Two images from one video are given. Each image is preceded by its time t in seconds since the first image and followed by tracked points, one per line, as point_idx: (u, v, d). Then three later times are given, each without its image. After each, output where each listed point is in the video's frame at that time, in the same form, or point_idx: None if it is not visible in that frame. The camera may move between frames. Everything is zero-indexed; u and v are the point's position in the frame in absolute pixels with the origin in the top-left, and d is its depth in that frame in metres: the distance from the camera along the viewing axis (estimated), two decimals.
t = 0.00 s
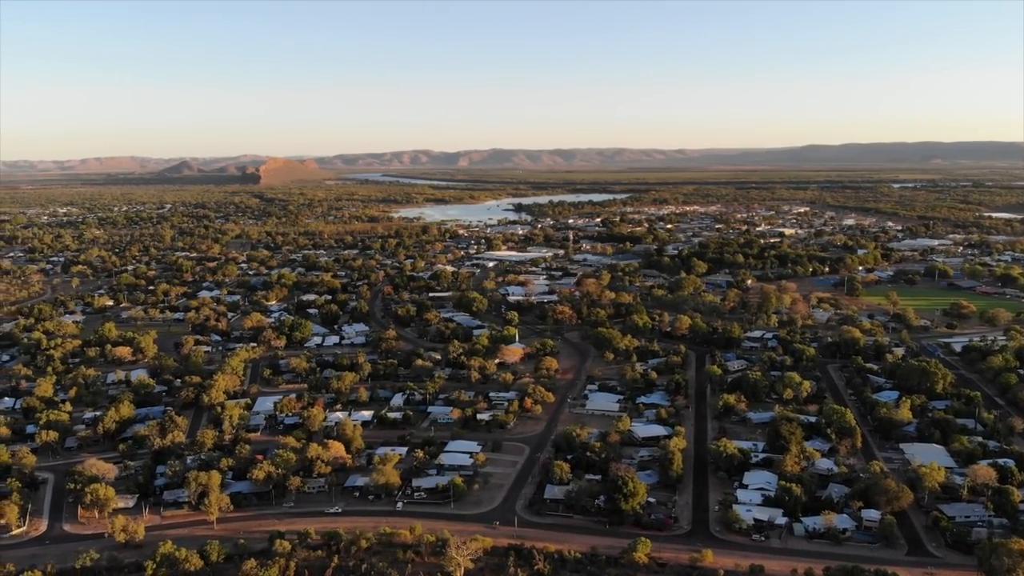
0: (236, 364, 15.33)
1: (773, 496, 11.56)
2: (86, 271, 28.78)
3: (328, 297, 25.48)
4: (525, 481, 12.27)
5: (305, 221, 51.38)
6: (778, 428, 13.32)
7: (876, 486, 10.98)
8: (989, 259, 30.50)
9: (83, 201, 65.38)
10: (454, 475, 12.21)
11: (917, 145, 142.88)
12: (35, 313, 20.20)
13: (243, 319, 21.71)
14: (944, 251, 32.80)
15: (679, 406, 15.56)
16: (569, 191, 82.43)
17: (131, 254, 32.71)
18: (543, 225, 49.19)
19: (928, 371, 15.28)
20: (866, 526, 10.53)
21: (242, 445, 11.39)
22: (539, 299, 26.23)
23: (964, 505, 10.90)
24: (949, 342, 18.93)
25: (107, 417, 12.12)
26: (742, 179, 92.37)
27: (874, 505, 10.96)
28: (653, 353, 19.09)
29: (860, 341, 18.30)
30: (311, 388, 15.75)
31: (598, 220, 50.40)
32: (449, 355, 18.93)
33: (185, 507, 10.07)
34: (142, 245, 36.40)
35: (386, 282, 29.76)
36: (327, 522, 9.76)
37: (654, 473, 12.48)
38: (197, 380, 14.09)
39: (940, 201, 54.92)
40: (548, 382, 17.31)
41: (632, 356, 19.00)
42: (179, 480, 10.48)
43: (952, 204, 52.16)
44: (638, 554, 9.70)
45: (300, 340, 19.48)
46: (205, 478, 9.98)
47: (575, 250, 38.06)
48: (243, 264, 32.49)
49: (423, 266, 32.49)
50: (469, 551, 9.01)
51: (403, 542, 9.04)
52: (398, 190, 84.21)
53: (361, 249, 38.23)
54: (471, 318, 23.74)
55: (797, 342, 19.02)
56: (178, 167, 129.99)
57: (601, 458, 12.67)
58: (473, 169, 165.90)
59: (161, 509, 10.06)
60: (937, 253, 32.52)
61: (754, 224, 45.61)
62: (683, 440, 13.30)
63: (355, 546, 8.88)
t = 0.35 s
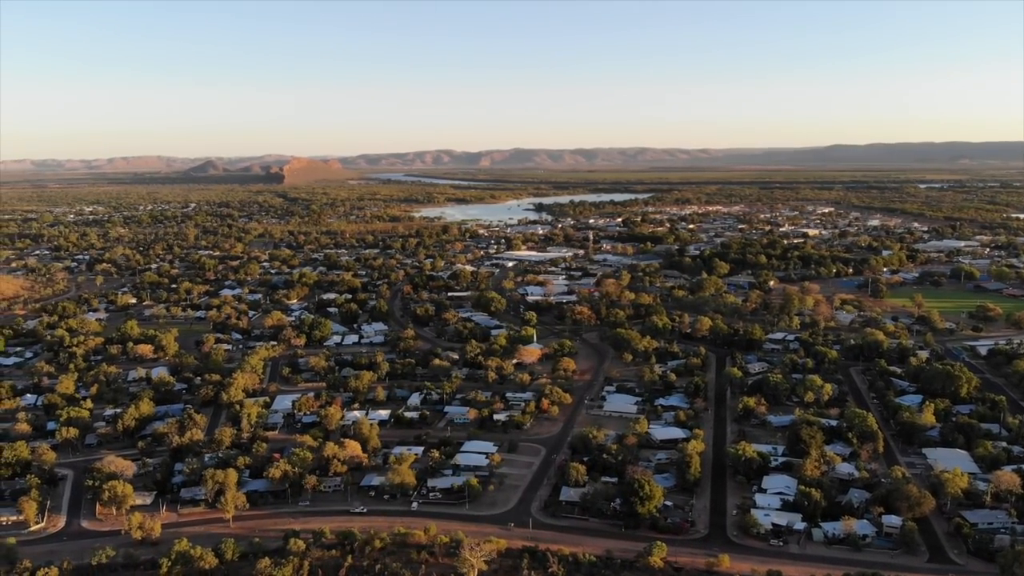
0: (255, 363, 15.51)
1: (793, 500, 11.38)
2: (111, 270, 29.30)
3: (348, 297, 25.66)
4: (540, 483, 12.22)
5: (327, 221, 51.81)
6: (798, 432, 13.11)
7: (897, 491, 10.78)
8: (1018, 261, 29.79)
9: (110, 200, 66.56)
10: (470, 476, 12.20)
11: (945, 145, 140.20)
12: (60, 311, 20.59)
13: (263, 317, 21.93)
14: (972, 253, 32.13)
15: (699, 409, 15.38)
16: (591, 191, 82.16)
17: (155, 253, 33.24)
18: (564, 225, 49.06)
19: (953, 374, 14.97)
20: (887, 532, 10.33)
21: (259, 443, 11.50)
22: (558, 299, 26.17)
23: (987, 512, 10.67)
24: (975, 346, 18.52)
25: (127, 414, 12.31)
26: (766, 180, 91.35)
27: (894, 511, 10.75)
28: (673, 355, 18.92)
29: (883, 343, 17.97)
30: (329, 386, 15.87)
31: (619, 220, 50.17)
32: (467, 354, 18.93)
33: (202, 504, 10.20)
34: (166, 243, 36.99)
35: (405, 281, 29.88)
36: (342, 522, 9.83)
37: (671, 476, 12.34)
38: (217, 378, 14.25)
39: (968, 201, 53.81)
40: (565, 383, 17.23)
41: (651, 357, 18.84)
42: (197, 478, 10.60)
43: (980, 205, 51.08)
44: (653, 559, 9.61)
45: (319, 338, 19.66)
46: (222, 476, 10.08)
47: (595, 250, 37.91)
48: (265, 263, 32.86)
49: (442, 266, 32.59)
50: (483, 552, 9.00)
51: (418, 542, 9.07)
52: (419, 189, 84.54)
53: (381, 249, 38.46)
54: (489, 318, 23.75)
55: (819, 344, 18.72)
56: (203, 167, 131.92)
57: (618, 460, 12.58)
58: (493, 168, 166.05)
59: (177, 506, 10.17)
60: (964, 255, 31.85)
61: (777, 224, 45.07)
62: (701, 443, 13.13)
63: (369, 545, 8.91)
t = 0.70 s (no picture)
0: (276, 362, 15.69)
1: (814, 506, 11.19)
2: (137, 268, 29.83)
3: (370, 296, 25.85)
4: (557, 485, 12.16)
5: (351, 220, 52.25)
6: (821, 436, 12.88)
7: (921, 498, 10.55)
8: None
9: (139, 199, 67.90)
10: (486, 477, 12.20)
11: (978, 145, 137.09)
12: (87, 309, 21.03)
13: (286, 316, 22.18)
14: (1004, 254, 31.33)
15: (719, 412, 15.19)
16: (614, 191, 81.75)
17: (181, 252, 33.82)
18: (587, 225, 48.86)
19: (981, 378, 14.60)
20: (911, 539, 10.12)
21: (278, 442, 11.61)
22: (579, 299, 26.08)
23: (1014, 520, 10.42)
24: (1005, 349, 18.06)
25: (149, 412, 12.51)
26: (792, 180, 90.14)
27: (918, 518, 10.53)
28: (695, 357, 18.73)
29: (910, 347, 17.60)
30: (349, 385, 15.98)
31: (643, 220, 49.86)
32: (486, 354, 18.94)
33: (220, 502, 10.33)
34: (192, 242, 37.60)
35: (427, 280, 30.01)
36: (359, 521, 9.90)
37: (690, 480, 12.20)
38: (238, 377, 14.44)
39: (1002, 202, 52.52)
40: (584, 384, 17.15)
41: (672, 359, 18.67)
42: (216, 476, 10.73)
43: (1015, 206, 49.83)
44: (670, 564, 9.51)
45: (341, 337, 19.83)
46: (241, 474, 10.19)
47: (617, 250, 37.72)
48: (289, 262, 33.25)
49: (464, 266, 32.66)
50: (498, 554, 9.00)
51: (433, 543, 9.09)
52: (442, 189, 84.84)
53: (404, 249, 38.67)
54: (510, 318, 23.74)
55: (844, 347, 18.41)
56: (229, 167, 133.87)
57: (636, 464, 12.47)
58: (515, 168, 166.02)
59: (197, 504, 10.32)
60: (996, 257, 31.09)
61: (803, 225, 44.42)
62: (721, 447, 12.96)
63: (384, 546, 8.96)
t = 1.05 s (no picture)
0: (296, 360, 15.85)
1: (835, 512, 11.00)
2: (162, 266, 30.31)
3: (391, 295, 25.97)
4: (574, 487, 12.11)
5: (373, 220, 52.60)
6: (843, 441, 12.64)
7: (945, 505, 10.34)
8: None
9: (165, 198, 69.05)
10: (503, 478, 12.18)
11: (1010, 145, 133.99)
12: (111, 307, 21.42)
13: (307, 314, 22.37)
14: None
15: (740, 415, 14.99)
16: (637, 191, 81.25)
17: (205, 250, 34.29)
18: (609, 225, 48.62)
19: (1009, 383, 14.24)
20: (933, 546, 9.93)
21: (296, 441, 11.71)
22: (599, 300, 25.96)
23: None
24: None
25: (169, 410, 12.70)
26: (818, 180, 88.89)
27: (941, 524, 10.32)
28: (716, 359, 18.52)
29: (936, 350, 17.22)
30: (368, 384, 16.07)
31: (665, 220, 49.50)
32: (505, 355, 18.91)
33: (238, 501, 10.45)
34: (217, 241, 38.12)
35: (447, 280, 30.08)
36: (375, 521, 9.96)
37: (708, 484, 12.06)
38: (258, 375, 14.61)
39: None
40: (603, 386, 17.05)
41: (693, 361, 18.46)
42: (234, 475, 10.87)
43: None
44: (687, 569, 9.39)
45: (361, 336, 19.96)
46: (258, 473, 10.30)
47: (639, 250, 37.48)
48: (311, 261, 33.58)
49: (484, 266, 32.69)
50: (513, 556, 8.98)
51: (448, 544, 9.11)
52: (464, 189, 85.02)
53: (425, 249, 38.81)
54: (529, 318, 23.70)
55: (868, 350, 18.07)
56: (254, 167, 135.59)
57: (654, 467, 12.36)
58: (536, 168, 165.86)
59: (214, 502, 10.45)
60: None
61: (829, 226, 43.76)
62: (741, 451, 12.78)
63: (399, 546, 9.00)
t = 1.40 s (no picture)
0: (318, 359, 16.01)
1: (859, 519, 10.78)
2: (189, 265, 30.82)
3: (413, 294, 26.10)
4: (593, 490, 12.04)
5: (397, 220, 52.97)
6: (867, 446, 12.39)
7: (971, 512, 10.10)
8: None
9: (194, 198, 70.27)
10: (521, 480, 12.16)
11: None
12: (139, 305, 21.83)
13: (330, 313, 22.59)
14: None
15: (763, 419, 14.77)
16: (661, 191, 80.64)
17: (232, 249, 34.80)
18: (632, 225, 48.33)
19: None
20: (958, 554, 9.70)
21: (315, 440, 11.82)
22: (621, 301, 25.82)
23: None
24: None
25: (190, 408, 12.92)
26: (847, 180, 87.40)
27: (967, 532, 10.09)
28: (739, 361, 18.29)
29: (965, 354, 16.80)
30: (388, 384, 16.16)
31: (690, 220, 49.07)
32: (525, 355, 18.88)
33: (257, 499, 10.58)
34: (242, 240, 38.68)
35: (469, 280, 30.14)
36: (392, 521, 10.01)
37: (729, 488, 11.90)
38: (280, 374, 14.79)
39: None
40: (623, 387, 16.93)
41: (715, 364, 18.25)
42: (253, 473, 11.01)
43: None
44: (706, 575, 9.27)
45: (383, 336, 20.09)
46: (277, 471, 10.42)
47: (663, 251, 37.19)
48: (335, 260, 33.91)
49: (506, 266, 32.70)
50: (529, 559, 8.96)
51: (465, 546, 9.12)
52: (487, 189, 85.14)
53: (447, 249, 38.95)
54: (551, 319, 23.65)
55: (895, 353, 17.70)
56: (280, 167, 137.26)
57: (674, 470, 12.23)
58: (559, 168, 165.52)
59: (234, 500, 10.59)
60: None
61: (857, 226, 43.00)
62: (763, 455, 12.59)
63: (416, 546, 9.03)
